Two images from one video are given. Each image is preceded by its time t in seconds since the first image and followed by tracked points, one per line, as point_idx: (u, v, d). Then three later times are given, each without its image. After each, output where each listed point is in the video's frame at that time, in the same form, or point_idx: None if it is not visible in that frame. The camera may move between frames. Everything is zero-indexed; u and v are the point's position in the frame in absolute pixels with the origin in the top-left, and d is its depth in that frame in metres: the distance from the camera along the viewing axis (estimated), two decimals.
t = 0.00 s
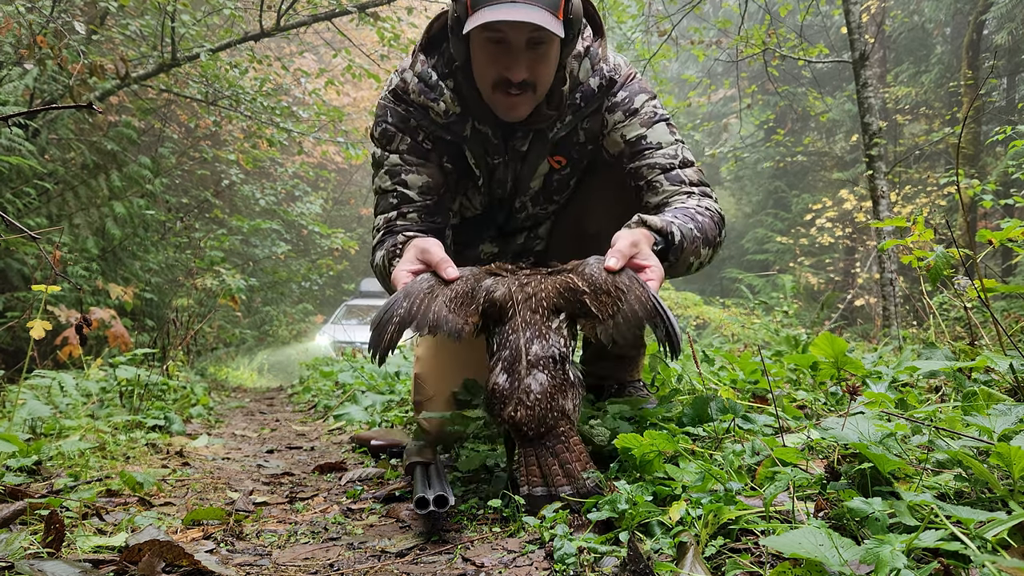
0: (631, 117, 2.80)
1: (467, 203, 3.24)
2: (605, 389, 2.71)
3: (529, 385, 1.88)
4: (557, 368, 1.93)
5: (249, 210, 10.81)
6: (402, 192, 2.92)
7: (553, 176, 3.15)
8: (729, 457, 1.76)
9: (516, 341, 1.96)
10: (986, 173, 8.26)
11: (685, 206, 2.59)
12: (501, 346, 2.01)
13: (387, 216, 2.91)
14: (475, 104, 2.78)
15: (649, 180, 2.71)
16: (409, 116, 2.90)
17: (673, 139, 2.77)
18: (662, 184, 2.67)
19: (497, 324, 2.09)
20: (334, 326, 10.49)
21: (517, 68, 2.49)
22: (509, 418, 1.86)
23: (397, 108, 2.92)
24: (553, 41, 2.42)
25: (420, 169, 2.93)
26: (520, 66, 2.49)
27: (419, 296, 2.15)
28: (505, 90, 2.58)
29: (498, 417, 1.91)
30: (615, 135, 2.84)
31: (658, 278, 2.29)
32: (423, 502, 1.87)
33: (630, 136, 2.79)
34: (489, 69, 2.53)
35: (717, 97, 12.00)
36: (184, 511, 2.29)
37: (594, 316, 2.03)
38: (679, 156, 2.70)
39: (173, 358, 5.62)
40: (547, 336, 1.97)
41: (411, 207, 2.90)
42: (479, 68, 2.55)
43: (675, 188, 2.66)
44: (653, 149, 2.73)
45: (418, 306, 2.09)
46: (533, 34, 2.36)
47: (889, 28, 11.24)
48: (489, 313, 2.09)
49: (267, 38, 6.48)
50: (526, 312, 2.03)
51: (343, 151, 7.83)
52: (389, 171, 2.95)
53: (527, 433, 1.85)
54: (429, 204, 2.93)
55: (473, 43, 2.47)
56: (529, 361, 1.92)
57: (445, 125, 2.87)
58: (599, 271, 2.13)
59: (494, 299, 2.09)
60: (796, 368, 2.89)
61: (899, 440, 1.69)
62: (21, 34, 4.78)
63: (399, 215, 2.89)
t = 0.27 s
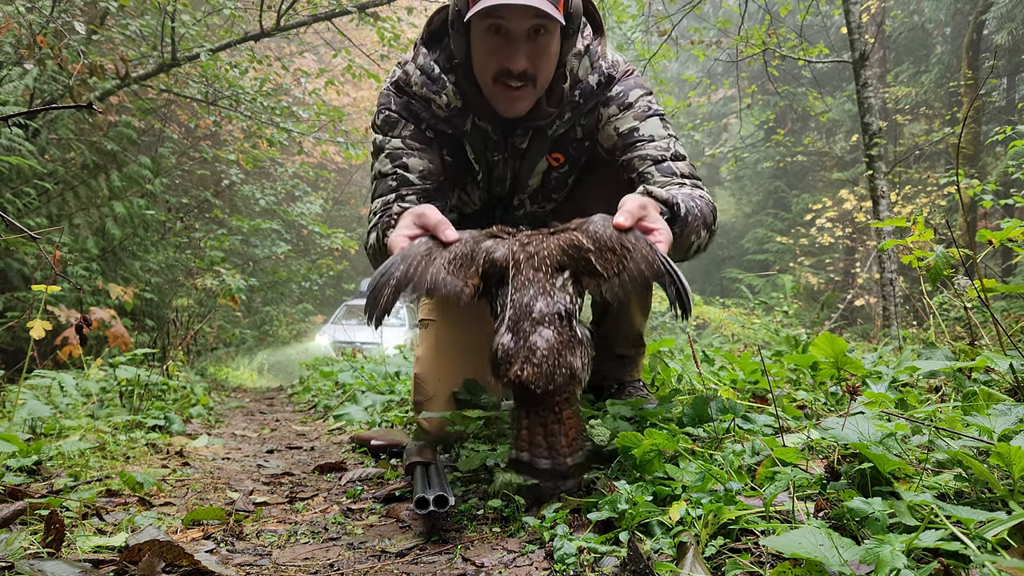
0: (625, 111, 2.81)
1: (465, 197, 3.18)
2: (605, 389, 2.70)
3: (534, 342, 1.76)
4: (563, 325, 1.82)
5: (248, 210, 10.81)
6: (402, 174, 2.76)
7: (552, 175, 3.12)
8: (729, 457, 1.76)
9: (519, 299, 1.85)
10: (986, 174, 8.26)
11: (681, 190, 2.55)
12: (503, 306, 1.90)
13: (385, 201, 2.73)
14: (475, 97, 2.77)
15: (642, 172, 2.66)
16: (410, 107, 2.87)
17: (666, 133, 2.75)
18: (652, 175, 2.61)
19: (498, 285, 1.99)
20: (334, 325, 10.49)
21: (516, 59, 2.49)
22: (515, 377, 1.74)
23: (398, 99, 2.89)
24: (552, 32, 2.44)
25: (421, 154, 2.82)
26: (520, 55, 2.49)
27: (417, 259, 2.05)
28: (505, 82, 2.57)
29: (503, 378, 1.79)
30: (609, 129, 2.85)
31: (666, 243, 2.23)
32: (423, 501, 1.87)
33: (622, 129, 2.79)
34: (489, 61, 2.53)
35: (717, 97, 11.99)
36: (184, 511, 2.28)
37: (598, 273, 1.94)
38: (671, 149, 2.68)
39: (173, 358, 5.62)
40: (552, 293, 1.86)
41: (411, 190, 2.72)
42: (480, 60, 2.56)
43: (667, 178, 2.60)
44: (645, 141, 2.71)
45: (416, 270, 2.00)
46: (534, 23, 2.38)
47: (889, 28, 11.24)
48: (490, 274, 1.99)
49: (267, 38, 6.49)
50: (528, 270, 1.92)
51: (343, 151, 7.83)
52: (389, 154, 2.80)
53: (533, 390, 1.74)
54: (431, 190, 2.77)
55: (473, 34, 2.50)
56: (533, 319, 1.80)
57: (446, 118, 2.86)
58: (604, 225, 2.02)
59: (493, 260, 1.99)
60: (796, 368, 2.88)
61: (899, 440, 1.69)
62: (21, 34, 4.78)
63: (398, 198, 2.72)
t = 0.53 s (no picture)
0: (619, 107, 2.74)
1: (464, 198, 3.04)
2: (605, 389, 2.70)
3: (527, 301, 1.82)
4: (556, 285, 1.87)
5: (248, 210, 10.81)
6: (402, 168, 2.66)
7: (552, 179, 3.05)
8: (729, 457, 1.76)
9: (513, 258, 1.90)
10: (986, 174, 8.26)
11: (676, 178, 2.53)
12: (496, 265, 1.96)
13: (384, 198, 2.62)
14: (476, 98, 2.78)
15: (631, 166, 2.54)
16: (412, 107, 2.85)
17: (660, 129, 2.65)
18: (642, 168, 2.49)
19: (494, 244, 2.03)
20: (334, 325, 10.50)
21: (517, 59, 2.50)
22: (506, 337, 1.80)
23: (400, 99, 2.86)
24: (552, 33, 2.45)
25: (423, 149, 2.76)
26: (520, 56, 2.50)
27: (407, 218, 2.03)
28: (505, 83, 2.58)
29: (495, 337, 1.86)
30: (603, 125, 2.78)
31: (666, 203, 2.26)
32: (423, 502, 1.86)
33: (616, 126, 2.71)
34: (489, 61, 2.54)
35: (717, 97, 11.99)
36: (184, 511, 2.29)
37: (593, 234, 1.99)
38: (664, 143, 2.56)
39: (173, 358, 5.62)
40: (546, 255, 1.92)
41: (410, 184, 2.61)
42: (480, 61, 2.56)
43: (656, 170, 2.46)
44: (638, 135, 2.62)
45: (406, 227, 1.99)
46: (533, 25, 2.40)
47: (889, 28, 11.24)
48: (484, 232, 2.04)
49: (267, 38, 6.49)
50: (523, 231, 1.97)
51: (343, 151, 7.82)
52: (390, 149, 2.72)
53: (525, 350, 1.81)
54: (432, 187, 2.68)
55: (473, 36, 2.51)
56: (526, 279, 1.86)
57: (449, 118, 2.85)
58: (600, 185, 2.06)
59: (488, 219, 2.03)
60: (796, 368, 2.88)
61: (899, 440, 1.69)
62: (21, 33, 4.78)
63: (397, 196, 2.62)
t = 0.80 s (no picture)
0: (616, 105, 2.74)
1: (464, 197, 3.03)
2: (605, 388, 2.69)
3: (523, 289, 1.77)
4: (552, 274, 1.85)
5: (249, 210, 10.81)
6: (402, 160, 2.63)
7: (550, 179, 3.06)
8: (729, 457, 1.76)
9: (508, 246, 1.86)
10: (986, 174, 8.27)
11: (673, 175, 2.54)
12: (492, 254, 1.93)
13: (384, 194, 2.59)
14: (476, 97, 2.79)
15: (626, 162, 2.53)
16: (412, 105, 2.84)
17: (657, 126, 2.64)
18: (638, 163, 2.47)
19: (487, 235, 2.02)
20: (334, 325, 10.50)
21: (514, 59, 2.51)
22: (502, 325, 1.74)
23: (401, 98, 2.86)
24: (550, 34, 2.46)
25: (423, 144, 2.73)
26: (518, 56, 2.50)
27: (398, 207, 2.07)
28: (504, 83, 2.58)
29: (490, 326, 1.79)
30: (599, 123, 2.78)
31: (666, 190, 2.28)
32: (423, 502, 1.86)
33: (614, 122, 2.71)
34: (488, 63, 2.55)
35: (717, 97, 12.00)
36: (184, 511, 2.29)
37: (591, 223, 1.99)
38: (660, 139, 2.53)
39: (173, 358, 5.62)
40: (541, 243, 1.88)
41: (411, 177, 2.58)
42: (478, 61, 2.57)
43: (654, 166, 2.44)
44: (634, 132, 2.60)
45: (397, 218, 2.02)
46: (531, 26, 2.42)
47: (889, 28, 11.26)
48: (477, 221, 2.03)
49: (267, 38, 6.49)
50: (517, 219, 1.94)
51: (343, 151, 7.82)
52: (389, 143, 2.68)
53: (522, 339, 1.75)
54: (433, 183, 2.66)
55: (472, 37, 2.52)
56: (520, 267, 1.82)
57: (448, 117, 2.85)
58: (595, 175, 2.07)
59: (481, 209, 2.02)
60: (796, 368, 2.88)
61: (900, 440, 1.69)
62: (21, 34, 4.79)
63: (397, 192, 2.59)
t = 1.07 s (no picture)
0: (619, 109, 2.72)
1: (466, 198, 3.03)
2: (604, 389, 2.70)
3: (521, 293, 1.79)
4: (551, 278, 1.86)
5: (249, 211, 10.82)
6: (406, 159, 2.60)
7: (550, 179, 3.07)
8: (729, 457, 1.76)
9: (508, 248, 1.87)
10: (986, 173, 8.27)
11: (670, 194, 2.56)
12: (492, 255, 1.93)
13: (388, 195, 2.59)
14: (478, 97, 2.78)
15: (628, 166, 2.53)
16: (415, 104, 2.81)
17: (659, 128, 2.63)
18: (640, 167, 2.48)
19: (489, 236, 2.02)
20: (334, 326, 10.49)
21: (515, 54, 2.54)
22: (498, 328, 1.76)
23: (403, 96, 2.83)
24: (550, 29, 2.49)
25: (426, 143, 2.71)
26: (518, 52, 2.54)
27: (401, 201, 2.09)
28: (505, 79, 2.61)
29: (486, 328, 1.81)
30: (600, 124, 2.77)
31: (669, 192, 2.27)
32: (423, 501, 1.86)
33: (615, 124, 2.70)
34: (489, 58, 2.57)
35: (717, 97, 12.00)
36: (184, 511, 2.29)
37: (593, 225, 1.99)
38: (661, 142, 2.53)
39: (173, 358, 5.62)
40: (542, 245, 1.89)
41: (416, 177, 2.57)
42: (480, 59, 2.59)
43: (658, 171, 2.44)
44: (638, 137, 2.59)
45: (400, 212, 2.04)
46: (531, 21, 2.45)
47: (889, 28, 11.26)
48: (479, 220, 2.03)
49: (267, 38, 6.49)
50: (519, 221, 1.95)
51: (343, 151, 7.82)
52: (392, 141, 2.66)
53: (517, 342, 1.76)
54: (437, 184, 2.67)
55: (473, 34, 2.54)
56: (520, 270, 1.83)
57: (450, 116, 2.83)
58: (598, 178, 2.07)
59: (483, 208, 2.02)
60: (796, 368, 2.88)
61: (899, 440, 1.69)
62: (21, 34, 4.79)
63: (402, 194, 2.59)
